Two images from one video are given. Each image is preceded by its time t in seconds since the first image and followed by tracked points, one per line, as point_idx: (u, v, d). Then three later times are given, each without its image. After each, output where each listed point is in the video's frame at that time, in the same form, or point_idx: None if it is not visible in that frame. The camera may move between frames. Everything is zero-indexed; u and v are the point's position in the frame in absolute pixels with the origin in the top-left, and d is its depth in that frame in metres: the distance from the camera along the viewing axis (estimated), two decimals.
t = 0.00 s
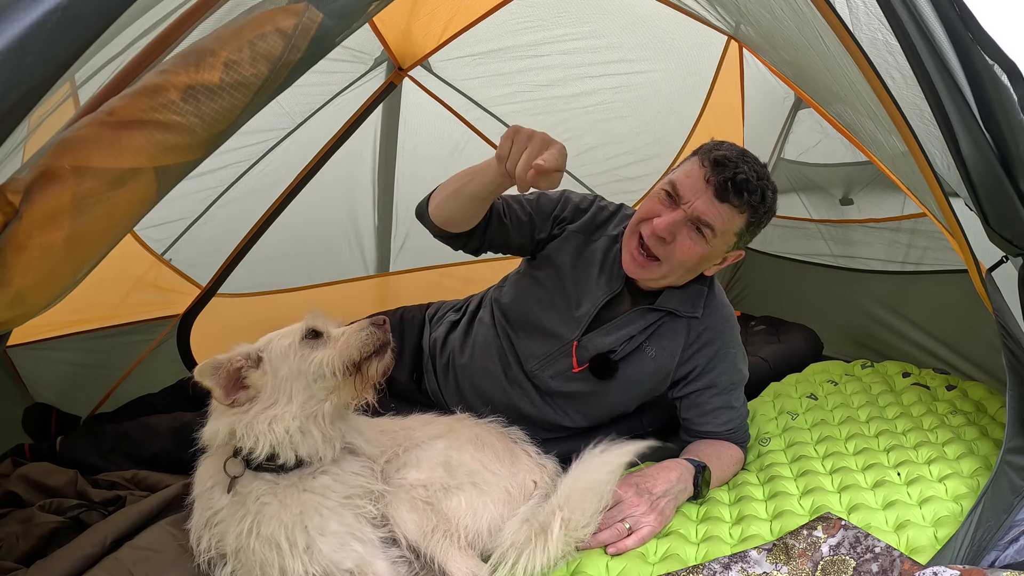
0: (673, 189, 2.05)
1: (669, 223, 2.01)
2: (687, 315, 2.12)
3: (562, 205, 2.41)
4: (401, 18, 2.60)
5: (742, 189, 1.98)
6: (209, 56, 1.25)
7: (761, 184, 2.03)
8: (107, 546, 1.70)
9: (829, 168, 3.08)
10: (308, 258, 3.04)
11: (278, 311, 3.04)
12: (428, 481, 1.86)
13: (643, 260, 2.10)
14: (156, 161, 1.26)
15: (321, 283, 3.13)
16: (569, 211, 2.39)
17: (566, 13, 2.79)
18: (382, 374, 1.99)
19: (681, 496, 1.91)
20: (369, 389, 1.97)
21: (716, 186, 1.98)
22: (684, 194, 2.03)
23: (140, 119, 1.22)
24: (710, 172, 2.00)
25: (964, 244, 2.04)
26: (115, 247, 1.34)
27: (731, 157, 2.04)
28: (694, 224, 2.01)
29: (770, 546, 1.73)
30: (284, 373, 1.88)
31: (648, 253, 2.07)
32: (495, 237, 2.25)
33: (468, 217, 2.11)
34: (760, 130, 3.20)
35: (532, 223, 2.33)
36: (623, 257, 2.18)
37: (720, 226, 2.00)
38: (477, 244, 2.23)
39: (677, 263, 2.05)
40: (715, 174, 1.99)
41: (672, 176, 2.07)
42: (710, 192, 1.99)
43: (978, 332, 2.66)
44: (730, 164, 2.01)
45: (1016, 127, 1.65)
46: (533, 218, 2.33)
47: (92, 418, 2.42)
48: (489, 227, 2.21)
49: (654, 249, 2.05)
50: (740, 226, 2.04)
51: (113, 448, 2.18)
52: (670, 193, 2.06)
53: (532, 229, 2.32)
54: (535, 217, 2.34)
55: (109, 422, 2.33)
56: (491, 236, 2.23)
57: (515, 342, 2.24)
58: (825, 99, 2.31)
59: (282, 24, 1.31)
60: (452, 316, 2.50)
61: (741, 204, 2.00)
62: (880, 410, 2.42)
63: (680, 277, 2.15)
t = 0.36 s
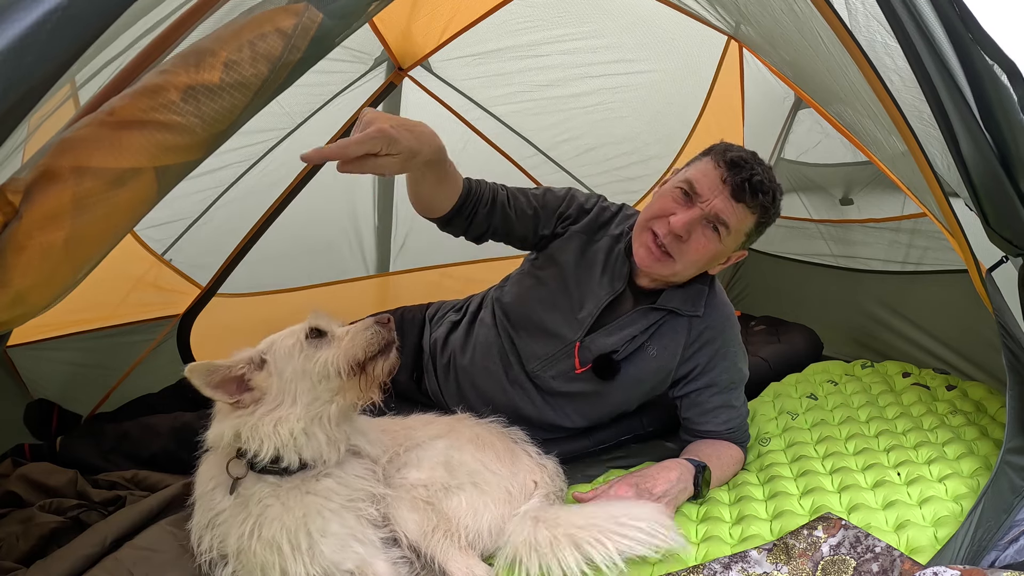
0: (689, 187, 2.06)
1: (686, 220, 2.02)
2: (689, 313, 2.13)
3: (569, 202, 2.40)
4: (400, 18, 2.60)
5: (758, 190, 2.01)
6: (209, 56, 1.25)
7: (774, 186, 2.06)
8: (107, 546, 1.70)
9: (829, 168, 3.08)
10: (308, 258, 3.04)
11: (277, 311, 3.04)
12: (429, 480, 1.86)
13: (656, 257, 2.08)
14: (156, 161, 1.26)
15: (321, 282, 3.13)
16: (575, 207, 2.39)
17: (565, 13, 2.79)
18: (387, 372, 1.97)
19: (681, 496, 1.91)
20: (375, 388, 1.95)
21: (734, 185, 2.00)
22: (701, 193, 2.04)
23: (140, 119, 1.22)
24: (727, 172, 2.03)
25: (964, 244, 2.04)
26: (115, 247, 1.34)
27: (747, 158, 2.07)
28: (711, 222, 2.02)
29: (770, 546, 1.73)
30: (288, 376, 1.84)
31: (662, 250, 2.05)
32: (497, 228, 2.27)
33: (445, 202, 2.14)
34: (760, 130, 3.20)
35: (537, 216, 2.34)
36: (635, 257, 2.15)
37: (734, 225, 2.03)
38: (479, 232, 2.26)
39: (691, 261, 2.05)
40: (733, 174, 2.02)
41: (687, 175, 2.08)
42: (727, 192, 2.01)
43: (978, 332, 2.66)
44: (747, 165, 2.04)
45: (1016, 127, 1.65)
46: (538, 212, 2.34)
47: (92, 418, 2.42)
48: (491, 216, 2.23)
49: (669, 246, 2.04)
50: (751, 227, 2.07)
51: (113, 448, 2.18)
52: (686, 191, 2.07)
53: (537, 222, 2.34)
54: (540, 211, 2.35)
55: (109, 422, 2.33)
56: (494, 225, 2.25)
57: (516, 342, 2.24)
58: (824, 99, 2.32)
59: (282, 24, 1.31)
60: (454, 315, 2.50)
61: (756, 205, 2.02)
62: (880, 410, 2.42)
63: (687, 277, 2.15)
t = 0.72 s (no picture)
0: (684, 192, 2.05)
1: (680, 225, 2.01)
2: (686, 315, 2.12)
3: (562, 205, 2.41)
4: (400, 18, 2.60)
5: (752, 194, 2.00)
6: (210, 56, 1.25)
7: (768, 188, 2.05)
8: (106, 546, 1.70)
9: (829, 168, 3.08)
10: (308, 258, 3.04)
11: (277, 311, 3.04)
12: (428, 480, 1.86)
13: (651, 263, 2.08)
14: (156, 161, 1.26)
15: (321, 282, 3.13)
16: (569, 212, 2.39)
17: (565, 13, 2.79)
18: (373, 382, 1.91)
19: (681, 496, 1.91)
20: (361, 399, 1.90)
21: (728, 190, 1.99)
22: (695, 197, 2.03)
23: (141, 119, 1.22)
24: (721, 176, 2.01)
25: (964, 244, 2.04)
26: (115, 247, 1.33)
27: (741, 161, 2.06)
28: (705, 227, 2.02)
29: (770, 546, 1.73)
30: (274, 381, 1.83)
31: (657, 255, 2.05)
32: (492, 234, 2.27)
33: (447, 207, 2.15)
34: (760, 130, 3.20)
35: (531, 221, 2.33)
36: (629, 260, 2.16)
37: (728, 229, 2.02)
38: (473, 239, 2.26)
39: (685, 265, 2.05)
40: (726, 178, 2.00)
41: (682, 179, 2.07)
42: (721, 196, 2.00)
43: (978, 332, 2.66)
44: (741, 168, 2.02)
45: (1017, 127, 1.64)
46: (532, 217, 2.34)
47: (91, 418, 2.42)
48: (485, 223, 2.23)
49: (664, 251, 2.04)
50: (746, 229, 2.07)
51: (113, 448, 2.18)
52: (681, 195, 2.06)
53: (530, 228, 2.33)
54: (534, 216, 2.35)
55: (109, 422, 2.33)
56: (487, 233, 2.26)
57: (515, 343, 2.24)
58: (824, 99, 2.31)
59: (283, 24, 1.31)
60: (453, 316, 2.51)
61: (750, 209, 2.01)
62: (880, 410, 2.42)
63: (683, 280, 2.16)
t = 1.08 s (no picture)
0: (664, 193, 2.05)
1: (657, 227, 2.01)
2: (686, 317, 2.12)
3: (559, 204, 2.41)
4: (400, 18, 2.60)
5: (731, 195, 1.96)
6: (210, 56, 1.25)
7: (754, 189, 2.00)
8: (106, 546, 1.70)
9: (829, 168, 3.08)
10: (308, 258, 3.04)
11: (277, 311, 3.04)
12: (428, 481, 1.86)
13: (634, 265, 2.09)
14: (156, 161, 1.26)
15: (321, 282, 3.13)
16: (566, 209, 2.39)
17: (566, 13, 2.79)
18: (359, 409, 1.82)
19: (681, 496, 1.91)
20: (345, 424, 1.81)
21: (705, 191, 1.97)
22: (675, 199, 2.03)
23: (141, 119, 1.22)
24: (701, 177, 1.99)
25: (965, 244, 2.04)
26: (115, 247, 1.33)
27: (724, 161, 2.02)
28: (683, 229, 2.00)
29: (770, 546, 1.73)
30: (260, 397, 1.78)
31: (637, 256, 2.07)
32: (488, 231, 2.30)
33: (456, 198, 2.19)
34: (760, 130, 3.20)
35: (528, 218, 2.35)
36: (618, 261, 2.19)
37: (708, 232, 1.99)
38: (471, 235, 2.30)
39: (666, 267, 2.05)
40: (705, 179, 1.98)
41: (665, 180, 2.07)
42: (698, 198, 1.98)
43: (978, 332, 2.66)
44: (721, 169, 1.99)
45: (1017, 127, 1.64)
46: (528, 215, 2.35)
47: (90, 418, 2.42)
48: (483, 220, 2.27)
49: (642, 253, 2.05)
50: (732, 231, 2.02)
51: (113, 448, 2.18)
52: (662, 197, 2.06)
53: (526, 225, 2.34)
54: (532, 213, 2.36)
55: (109, 422, 2.34)
56: (483, 229, 2.29)
57: (515, 344, 2.24)
58: (825, 99, 2.31)
59: (282, 24, 1.31)
60: (452, 316, 2.50)
61: (730, 210, 1.97)
62: (880, 411, 2.42)
63: (674, 283, 2.13)
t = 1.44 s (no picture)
0: (660, 192, 2.06)
1: (653, 226, 2.02)
2: (686, 316, 2.12)
3: (550, 219, 2.40)
4: (400, 18, 2.60)
5: (727, 192, 1.96)
6: (210, 56, 1.25)
7: (749, 187, 1.99)
8: (106, 546, 1.70)
9: (829, 168, 3.08)
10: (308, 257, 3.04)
11: (277, 311, 3.04)
12: (428, 480, 1.86)
13: (631, 265, 2.10)
14: (156, 161, 1.26)
15: (321, 283, 3.13)
16: (558, 225, 2.38)
17: (565, 13, 2.79)
18: (371, 390, 1.84)
19: (680, 496, 1.91)
20: (359, 406, 1.83)
21: (700, 189, 1.97)
22: (671, 198, 2.03)
23: (141, 119, 1.22)
24: (696, 175, 2.00)
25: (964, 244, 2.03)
26: (115, 247, 1.33)
27: (719, 159, 2.02)
28: (679, 227, 2.00)
29: (770, 546, 1.73)
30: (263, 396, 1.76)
31: (634, 256, 2.07)
32: (486, 266, 2.31)
33: (429, 262, 2.21)
34: (760, 131, 3.20)
35: (520, 243, 2.34)
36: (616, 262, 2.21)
37: (704, 230, 1.98)
38: (471, 275, 2.32)
39: (663, 266, 2.05)
40: (700, 177, 1.99)
41: (661, 179, 2.08)
42: (694, 196, 1.99)
43: (978, 332, 2.66)
44: (716, 166, 1.99)
45: (1015, 128, 1.64)
46: (521, 239, 2.35)
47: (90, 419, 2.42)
48: (476, 259, 2.28)
49: (639, 252, 2.06)
50: (729, 229, 2.01)
51: (113, 448, 2.19)
52: (658, 196, 2.06)
53: (519, 250, 2.34)
54: (523, 238, 2.35)
55: (108, 423, 2.34)
56: (479, 270, 2.31)
57: (515, 344, 2.25)
58: (824, 99, 2.31)
59: (282, 24, 1.31)
60: (451, 317, 2.50)
61: (726, 208, 1.97)
62: (880, 410, 2.42)
63: (672, 284, 2.13)
